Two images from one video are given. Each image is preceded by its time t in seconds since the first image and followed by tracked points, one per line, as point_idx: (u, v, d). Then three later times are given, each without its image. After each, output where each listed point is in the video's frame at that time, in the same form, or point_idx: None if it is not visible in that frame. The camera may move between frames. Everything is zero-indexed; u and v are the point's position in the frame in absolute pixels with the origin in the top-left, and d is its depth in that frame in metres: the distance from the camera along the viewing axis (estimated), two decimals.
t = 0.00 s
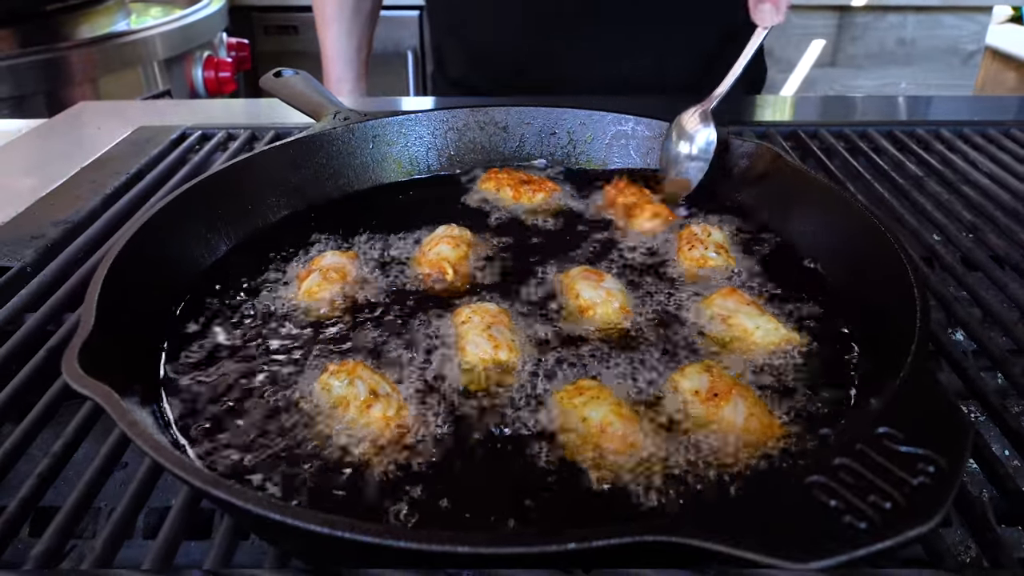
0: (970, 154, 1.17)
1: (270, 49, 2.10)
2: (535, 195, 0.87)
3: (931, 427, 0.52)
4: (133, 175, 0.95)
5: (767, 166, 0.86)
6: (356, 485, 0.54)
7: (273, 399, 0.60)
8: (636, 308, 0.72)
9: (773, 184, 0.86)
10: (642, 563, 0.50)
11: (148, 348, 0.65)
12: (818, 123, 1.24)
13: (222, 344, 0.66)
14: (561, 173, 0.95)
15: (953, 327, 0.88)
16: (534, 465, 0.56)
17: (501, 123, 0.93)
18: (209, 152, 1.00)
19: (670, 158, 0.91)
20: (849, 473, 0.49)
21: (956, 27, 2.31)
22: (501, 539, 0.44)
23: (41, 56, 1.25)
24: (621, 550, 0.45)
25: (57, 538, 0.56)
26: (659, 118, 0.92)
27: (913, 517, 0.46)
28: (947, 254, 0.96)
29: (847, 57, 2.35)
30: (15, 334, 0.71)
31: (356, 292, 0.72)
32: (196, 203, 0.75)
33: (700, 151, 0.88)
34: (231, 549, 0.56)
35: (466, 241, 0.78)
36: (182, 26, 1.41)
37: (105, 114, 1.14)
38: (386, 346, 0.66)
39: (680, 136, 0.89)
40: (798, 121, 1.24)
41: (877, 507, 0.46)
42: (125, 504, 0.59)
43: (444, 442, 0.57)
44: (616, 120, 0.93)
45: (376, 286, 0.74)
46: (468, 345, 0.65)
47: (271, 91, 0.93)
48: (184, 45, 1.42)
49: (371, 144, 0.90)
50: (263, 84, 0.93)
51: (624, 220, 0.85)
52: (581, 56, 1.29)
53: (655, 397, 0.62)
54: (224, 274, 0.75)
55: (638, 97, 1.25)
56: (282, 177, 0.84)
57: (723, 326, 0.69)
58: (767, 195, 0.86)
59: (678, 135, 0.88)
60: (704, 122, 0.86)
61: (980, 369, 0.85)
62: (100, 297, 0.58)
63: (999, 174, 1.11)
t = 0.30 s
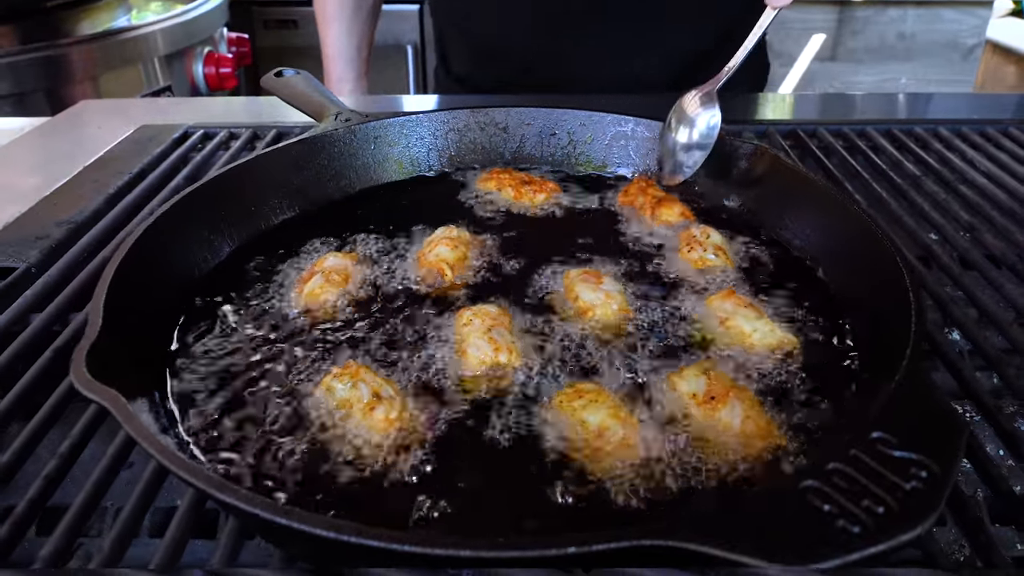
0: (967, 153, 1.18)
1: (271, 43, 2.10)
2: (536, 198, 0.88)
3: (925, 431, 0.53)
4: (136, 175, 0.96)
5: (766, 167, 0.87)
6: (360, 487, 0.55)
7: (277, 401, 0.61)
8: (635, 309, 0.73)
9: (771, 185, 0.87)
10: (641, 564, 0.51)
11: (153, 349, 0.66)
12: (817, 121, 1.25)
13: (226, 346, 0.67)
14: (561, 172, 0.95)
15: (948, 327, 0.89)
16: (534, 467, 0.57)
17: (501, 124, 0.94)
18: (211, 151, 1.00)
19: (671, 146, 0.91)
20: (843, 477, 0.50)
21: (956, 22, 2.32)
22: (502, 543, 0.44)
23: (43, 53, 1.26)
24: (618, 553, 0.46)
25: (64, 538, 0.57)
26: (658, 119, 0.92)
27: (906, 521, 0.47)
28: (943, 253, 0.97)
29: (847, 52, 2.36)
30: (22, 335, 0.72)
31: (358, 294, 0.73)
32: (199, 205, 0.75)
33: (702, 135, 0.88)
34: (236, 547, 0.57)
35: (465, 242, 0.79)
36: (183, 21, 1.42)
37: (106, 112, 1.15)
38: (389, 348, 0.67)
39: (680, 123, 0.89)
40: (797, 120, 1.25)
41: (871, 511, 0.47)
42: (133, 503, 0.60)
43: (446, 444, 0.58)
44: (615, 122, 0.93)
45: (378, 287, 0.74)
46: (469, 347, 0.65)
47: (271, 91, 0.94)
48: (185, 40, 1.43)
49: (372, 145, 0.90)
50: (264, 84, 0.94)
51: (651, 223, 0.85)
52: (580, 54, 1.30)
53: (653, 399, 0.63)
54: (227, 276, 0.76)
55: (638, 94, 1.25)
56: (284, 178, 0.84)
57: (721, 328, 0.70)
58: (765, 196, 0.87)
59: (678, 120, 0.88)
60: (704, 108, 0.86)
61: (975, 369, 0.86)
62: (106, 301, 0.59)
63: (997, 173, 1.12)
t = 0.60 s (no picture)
0: (964, 152, 1.18)
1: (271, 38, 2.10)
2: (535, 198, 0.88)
3: (917, 436, 0.54)
4: (139, 175, 0.97)
5: (763, 170, 0.88)
6: (364, 488, 0.56)
7: (281, 402, 0.62)
8: (634, 311, 0.74)
9: (766, 188, 0.88)
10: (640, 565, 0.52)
11: (159, 351, 0.67)
12: (816, 120, 1.26)
13: (231, 347, 0.68)
14: (561, 174, 0.96)
15: (943, 327, 0.90)
16: (534, 468, 0.58)
17: (502, 126, 0.95)
18: (214, 150, 1.01)
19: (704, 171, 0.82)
20: (835, 481, 0.51)
21: (956, 17, 2.43)
22: (503, 546, 0.46)
23: (44, 51, 1.26)
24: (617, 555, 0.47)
25: (74, 537, 0.57)
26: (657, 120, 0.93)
27: (897, 524, 0.48)
28: (938, 253, 0.98)
29: (847, 47, 2.43)
30: (30, 336, 0.73)
31: (361, 296, 0.74)
32: (203, 207, 0.76)
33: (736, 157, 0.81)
34: (244, 545, 0.57)
35: (468, 244, 0.80)
36: (184, 18, 1.43)
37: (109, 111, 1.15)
38: (391, 350, 0.68)
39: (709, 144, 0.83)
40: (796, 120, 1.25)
41: (862, 514, 0.49)
42: (142, 501, 0.61)
43: (448, 445, 0.60)
44: (614, 123, 0.94)
45: (380, 289, 0.76)
46: (470, 350, 0.67)
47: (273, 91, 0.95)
48: (188, 37, 1.45)
49: (374, 147, 0.91)
50: (267, 85, 0.94)
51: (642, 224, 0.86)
52: (580, 53, 1.30)
53: (651, 401, 0.65)
54: (231, 278, 0.76)
55: (638, 93, 1.26)
56: (287, 180, 0.85)
57: (718, 332, 0.71)
58: (761, 199, 0.88)
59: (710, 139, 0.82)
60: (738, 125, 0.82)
61: (969, 368, 0.87)
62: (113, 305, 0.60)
63: (993, 173, 1.13)
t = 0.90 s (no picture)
0: (962, 152, 1.19)
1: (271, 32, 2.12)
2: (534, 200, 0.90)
3: (908, 441, 0.55)
4: (143, 175, 0.98)
5: (760, 172, 0.89)
6: (369, 490, 0.57)
7: (285, 404, 0.64)
8: (632, 314, 0.76)
9: (764, 190, 0.89)
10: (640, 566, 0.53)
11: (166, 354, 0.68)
12: (814, 120, 1.26)
13: (235, 349, 0.69)
14: (561, 175, 0.97)
15: (938, 328, 0.91)
16: (537, 471, 0.59)
17: (503, 127, 0.95)
18: (216, 150, 1.02)
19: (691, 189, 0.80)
20: (829, 485, 0.52)
21: (955, 13, 2.44)
22: (505, 549, 0.47)
23: (47, 48, 1.26)
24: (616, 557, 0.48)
25: (84, 537, 0.58)
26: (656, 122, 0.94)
27: (888, 528, 0.49)
28: (934, 254, 0.99)
29: (847, 42, 2.45)
30: (37, 337, 0.74)
31: (363, 298, 0.75)
32: (207, 211, 0.77)
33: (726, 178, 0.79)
34: (250, 546, 0.58)
35: (469, 246, 0.81)
36: (185, 15, 1.43)
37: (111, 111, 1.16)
38: (394, 352, 0.70)
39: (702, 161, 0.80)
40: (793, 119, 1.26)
41: (854, 518, 0.50)
42: (150, 501, 0.62)
43: (450, 447, 0.61)
44: (613, 125, 0.95)
45: (382, 291, 0.77)
46: (471, 352, 0.67)
47: (276, 92, 0.95)
48: (188, 34, 1.45)
49: (375, 148, 0.92)
50: (269, 86, 0.95)
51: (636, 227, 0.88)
52: (581, 53, 1.31)
53: (650, 403, 0.66)
54: (235, 280, 0.78)
55: (638, 92, 1.27)
56: (289, 182, 0.86)
57: (717, 333, 0.72)
58: (760, 200, 0.89)
59: (701, 159, 0.79)
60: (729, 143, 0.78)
61: (964, 369, 0.88)
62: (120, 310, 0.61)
63: (990, 173, 1.13)
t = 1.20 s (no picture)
0: (959, 151, 1.20)
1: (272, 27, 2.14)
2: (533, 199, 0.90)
3: (900, 445, 0.57)
4: (146, 175, 0.99)
5: (756, 174, 0.89)
6: (372, 491, 0.58)
7: (290, 406, 0.65)
8: (632, 316, 0.77)
9: (763, 191, 0.89)
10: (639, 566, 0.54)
11: (172, 356, 0.69)
12: (812, 119, 1.27)
13: (240, 351, 0.70)
14: (561, 176, 0.98)
15: (933, 329, 0.92)
16: (537, 473, 0.60)
17: (503, 128, 0.96)
18: (219, 149, 1.03)
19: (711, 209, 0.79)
20: (823, 488, 0.53)
21: (956, 7, 2.41)
22: (505, 552, 0.48)
23: (48, 45, 1.27)
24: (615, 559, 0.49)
25: (93, 536, 0.59)
26: (655, 123, 0.94)
27: (880, 531, 0.50)
28: (931, 254, 1.00)
29: (847, 37, 2.45)
30: (44, 337, 0.75)
31: (366, 300, 0.76)
32: (212, 213, 0.78)
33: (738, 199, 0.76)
34: (256, 545, 0.59)
35: (470, 249, 0.82)
36: (186, 11, 1.43)
37: (113, 109, 1.17)
38: (396, 354, 0.71)
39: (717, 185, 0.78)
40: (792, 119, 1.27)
41: (847, 521, 0.51)
42: (158, 500, 0.63)
43: (452, 449, 0.62)
44: (613, 126, 0.95)
45: (385, 293, 0.78)
46: (473, 355, 0.68)
47: (279, 92, 0.95)
48: (188, 29, 1.45)
49: (377, 150, 0.93)
50: (271, 86, 0.95)
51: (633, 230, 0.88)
52: (581, 53, 1.32)
53: (648, 405, 0.67)
54: (239, 282, 0.79)
55: (638, 91, 1.27)
56: (293, 184, 0.87)
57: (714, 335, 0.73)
58: (759, 202, 0.90)
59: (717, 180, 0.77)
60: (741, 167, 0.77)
61: (959, 369, 0.89)
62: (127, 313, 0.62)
63: (988, 173, 1.14)
